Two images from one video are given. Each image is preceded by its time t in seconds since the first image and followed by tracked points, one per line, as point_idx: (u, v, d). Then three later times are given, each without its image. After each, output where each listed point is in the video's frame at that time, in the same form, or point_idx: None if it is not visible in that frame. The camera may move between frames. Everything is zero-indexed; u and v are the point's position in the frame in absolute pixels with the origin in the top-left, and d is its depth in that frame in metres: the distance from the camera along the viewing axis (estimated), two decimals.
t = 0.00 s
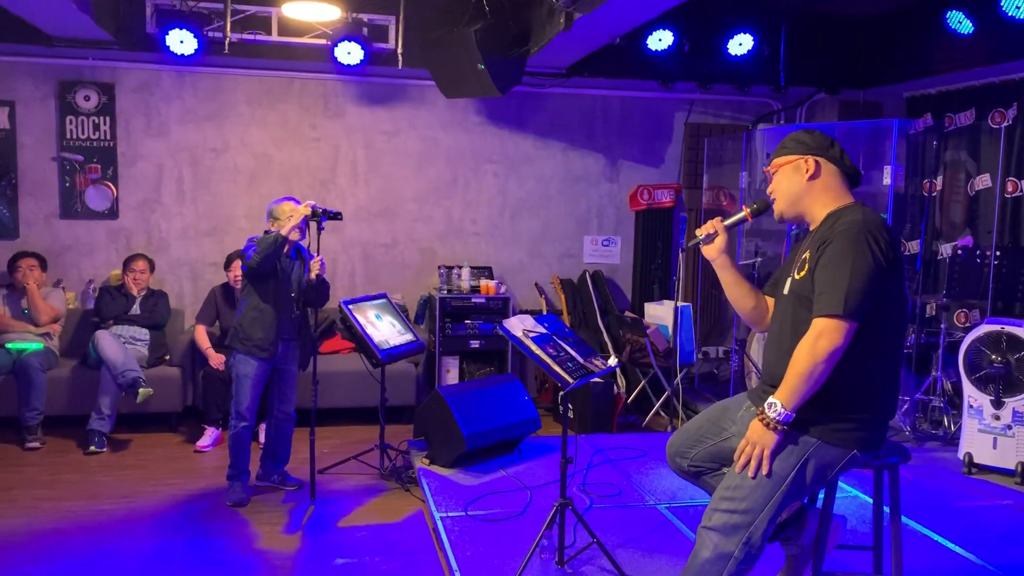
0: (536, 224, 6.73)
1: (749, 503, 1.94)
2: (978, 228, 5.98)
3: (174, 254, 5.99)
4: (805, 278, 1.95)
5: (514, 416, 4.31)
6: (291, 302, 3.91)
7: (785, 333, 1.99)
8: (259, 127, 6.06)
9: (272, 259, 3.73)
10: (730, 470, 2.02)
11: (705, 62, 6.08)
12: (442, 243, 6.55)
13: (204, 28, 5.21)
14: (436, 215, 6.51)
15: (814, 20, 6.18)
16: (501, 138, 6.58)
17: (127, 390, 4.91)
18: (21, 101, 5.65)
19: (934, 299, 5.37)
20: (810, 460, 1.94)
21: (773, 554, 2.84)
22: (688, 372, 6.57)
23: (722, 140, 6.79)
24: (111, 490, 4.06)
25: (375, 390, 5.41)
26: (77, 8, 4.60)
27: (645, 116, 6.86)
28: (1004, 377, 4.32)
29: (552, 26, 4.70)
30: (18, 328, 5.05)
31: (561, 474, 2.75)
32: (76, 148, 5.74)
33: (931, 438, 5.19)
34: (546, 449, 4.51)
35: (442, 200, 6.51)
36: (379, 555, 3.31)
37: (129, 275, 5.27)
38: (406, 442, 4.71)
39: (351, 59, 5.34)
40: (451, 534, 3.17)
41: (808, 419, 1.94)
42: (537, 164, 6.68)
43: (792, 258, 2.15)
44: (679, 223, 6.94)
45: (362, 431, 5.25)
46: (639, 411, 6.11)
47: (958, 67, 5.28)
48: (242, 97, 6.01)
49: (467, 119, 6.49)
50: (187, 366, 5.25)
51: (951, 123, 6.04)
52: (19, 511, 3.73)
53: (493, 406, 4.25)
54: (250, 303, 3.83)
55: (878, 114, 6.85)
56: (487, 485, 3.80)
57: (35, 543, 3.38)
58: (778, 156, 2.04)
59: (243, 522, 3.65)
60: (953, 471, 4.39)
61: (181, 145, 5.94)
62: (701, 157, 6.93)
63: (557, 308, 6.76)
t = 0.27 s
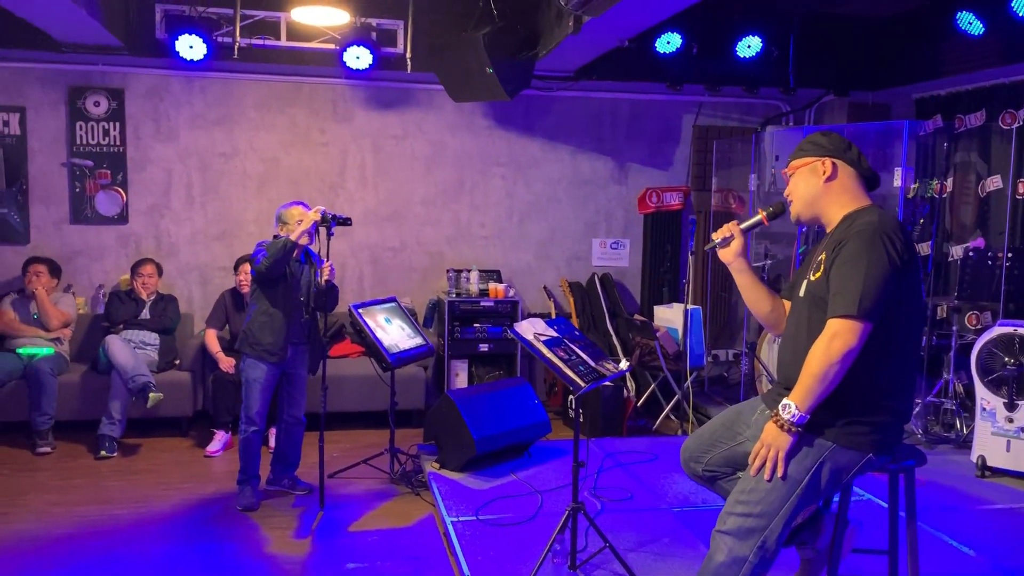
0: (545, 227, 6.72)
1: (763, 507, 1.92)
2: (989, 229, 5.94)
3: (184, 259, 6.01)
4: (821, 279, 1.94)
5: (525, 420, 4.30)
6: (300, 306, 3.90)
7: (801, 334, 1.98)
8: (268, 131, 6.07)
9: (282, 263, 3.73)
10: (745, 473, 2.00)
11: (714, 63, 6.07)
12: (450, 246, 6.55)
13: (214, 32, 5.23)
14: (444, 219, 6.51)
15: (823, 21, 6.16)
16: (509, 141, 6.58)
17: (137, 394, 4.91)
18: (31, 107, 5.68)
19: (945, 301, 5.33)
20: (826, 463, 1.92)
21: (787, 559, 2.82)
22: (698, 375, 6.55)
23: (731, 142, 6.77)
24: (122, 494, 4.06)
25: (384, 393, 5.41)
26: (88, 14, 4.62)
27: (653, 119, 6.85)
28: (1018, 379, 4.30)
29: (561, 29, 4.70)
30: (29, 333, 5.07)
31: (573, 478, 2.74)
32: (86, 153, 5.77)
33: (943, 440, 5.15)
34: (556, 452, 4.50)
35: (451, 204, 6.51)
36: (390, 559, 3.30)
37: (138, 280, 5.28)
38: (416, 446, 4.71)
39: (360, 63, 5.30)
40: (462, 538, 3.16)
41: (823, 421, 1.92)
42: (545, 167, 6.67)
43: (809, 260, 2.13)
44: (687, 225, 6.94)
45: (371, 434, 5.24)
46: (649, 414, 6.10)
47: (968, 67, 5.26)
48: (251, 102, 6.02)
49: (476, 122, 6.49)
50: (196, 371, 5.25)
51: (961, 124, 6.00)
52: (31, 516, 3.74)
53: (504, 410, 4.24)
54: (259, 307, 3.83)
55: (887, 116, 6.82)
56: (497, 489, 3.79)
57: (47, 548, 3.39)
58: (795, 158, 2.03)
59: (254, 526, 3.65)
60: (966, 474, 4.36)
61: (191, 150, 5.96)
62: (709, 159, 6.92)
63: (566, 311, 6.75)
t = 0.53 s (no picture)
0: (552, 229, 6.68)
1: (782, 507, 1.84)
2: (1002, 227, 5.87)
3: (190, 264, 5.99)
4: (841, 278, 1.89)
5: (535, 425, 4.25)
6: (308, 311, 3.87)
7: (821, 334, 1.93)
8: (274, 136, 6.05)
9: (289, 268, 3.70)
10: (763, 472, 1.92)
11: (723, 64, 6.03)
12: (458, 250, 6.51)
13: (219, 37, 5.21)
14: (451, 222, 6.47)
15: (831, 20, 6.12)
16: (516, 144, 6.54)
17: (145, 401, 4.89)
18: (38, 114, 5.68)
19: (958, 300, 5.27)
20: (848, 465, 1.84)
21: (804, 564, 2.75)
22: (708, 377, 6.49)
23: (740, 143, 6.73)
24: (130, 502, 4.03)
25: (393, 398, 5.37)
26: (93, 21, 4.61)
27: (661, 120, 6.81)
28: None
29: (569, 30, 4.66)
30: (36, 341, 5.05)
31: (588, 482, 2.69)
32: (92, 160, 5.75)
33: (958, 441, 5.09)
34: (568, 456, 4.46)
35: (458, 207, 6.48)
36: (400, 567, 3.26)
37: (144, 287, 5.27)
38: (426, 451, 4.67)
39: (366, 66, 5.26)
40: (474, 544, 3.12)
41: (844, 422, 1.85)
42: (552, 169, 6.64)
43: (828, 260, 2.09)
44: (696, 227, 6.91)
45: (380, 440, 5.21)
46: (660, 417, 6.05)
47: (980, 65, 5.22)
48: (257, 107, 6.00)
49: (482, 125, 6.46)
50: (205, 377, 5.23)
51: (971, 123, 5.93)
52: (39, 525, 3.71)
53: (514, 414, 4.20)
54: (267, 313, 3.80)
55: (896, 115, 6.76)
56: (508, 494, 3.75)
57: (54, 557, 3.36)
58: (813, 157, 1.99)
59: (263, 533, 3.61)
60: (982, 475, 4.30)
61: (197, 155, 5.94)
62: (717, 160, 6.87)
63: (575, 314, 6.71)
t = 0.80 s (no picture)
0: (555, 228, 6.65)
1: (804, 509, 1.82)
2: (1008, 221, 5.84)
3: (192, 267, 5.95)
4: (861, 276, 1.86)
5: (543, 425, 4.22)
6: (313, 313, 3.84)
7: (840, 331, 1.90)
8: (275, 137, 6.02)
9: (294, 270, 3.67)
10: (783, 475, 1.90)
11: (725, 61, 6.00)
12: (460, 250, 6.48)
13: (219, 38, 5.18)
14: (454, 222, 6.44)
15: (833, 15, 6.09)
16: (518, 143, 6.51)
17: (149, 405, 4.85)
18: (37, 117, 5.64)
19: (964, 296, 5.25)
20: (868, 464, 1.81)
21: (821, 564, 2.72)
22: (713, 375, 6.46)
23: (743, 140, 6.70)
24: (134, 507, 4.00)
25: (398, 399, 5.34)
26: (94, 22, 4.57)
27: (663, 118, 6.77)
28: None
29: (572, 27, 4.62)
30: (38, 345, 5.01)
31: (600, 484, 2.66)
32: (92, 162, 5.72)
33: (966, 437, 5.06)
34: (575, 457, 4.42)
35: (460, 207, 6.45)
36: (409, 570, 3.23)
37: (145, 290, 5.21)
38: (433, 453, 4.63)
39: (368, 66, 5.22)
40: (485, 547, 3.09)
41: (865, 421, 1.82)
42: (555, 168, 6.60)
43: (847, 257, 2.06)
44: (699, 224, 6.86)
45: (385, 441, 5.17)
46: (665, 416, 6.03)
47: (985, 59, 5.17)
48: (258, 107, 5.97)
49: (484, 124, 6.43)
50: (208, 380, 5.19)
51: (975, 117, 5.91)
52: (44, 531, 3.68)
53: (521, 415, 4.16)
54: (271, 314, 3.76)
55: (898, 110, 6.73)
56: (517, 495, 3.72)
57: (60, 564, 3.32)
58: (831, 152, 1.95)
59: (270, 538, 3.57)
60: (992, 471, 4.26)
61: (198, 157, 5.90)
62: (720, 157, 6.84)
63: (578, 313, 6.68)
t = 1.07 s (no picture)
0: (551, 226, 6.61)
1: (820, 510, 1.78)
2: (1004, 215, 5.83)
3: (185, 268, 5.89)
4: (876, 273, 1.82)
5: (543, 425, 4.18)
6: (310, 314, 3.79)
7: (853, 329, 1.87)
8: (268, 136, 5.96)
9: (291, 271, 3.62)
10: (798, 474, 1.86)
11: (721, 56, 5.97)
12: (456, 248, 6.43)
13: (210, 37, 5.09)
14: (449, 220, 6.39)
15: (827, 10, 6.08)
16: (513, 140, 6.47)
17: (143, 408, 4.79)
18: (25, 117, 5.56)
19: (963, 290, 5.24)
20: (885, 463, 1.77)
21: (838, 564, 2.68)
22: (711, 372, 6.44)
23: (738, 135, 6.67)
24: (131, 512, 3.94)
25: (395, 400, 5.30)
26: (84, 20, 4.50)
27: (658, 114, 6.74)
28: None
29: (568, 23, 4.58)
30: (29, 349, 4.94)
31: (607, 483, 2.63)
32: (82, 163, 5.64)
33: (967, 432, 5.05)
34: (576, 456, 4.39)
35: (455, 205, 6.40)
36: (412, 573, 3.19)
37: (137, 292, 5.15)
38: (432, 453, 4.58)
39: (362, 64, 5.18)
40: (489, 548, 3.05)
41: (881, 420, 1.78)
42: (550, 165, 6.57)
43: (858, 254, 2.03)
44: (695, 221, 6.86)
45: (383, 443, 5.13)
46: (664, 414, 6.01)
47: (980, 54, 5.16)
48: (250, 106, 5.91)
49: (479, 122, 6.38)
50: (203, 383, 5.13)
51: (969, 112, 5.87)
52: (39, 538, 3.62)
53: (521, 415, 4.12)
54: (268, 316, 3.71)
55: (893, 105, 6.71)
56: (519, 496, 3.68)
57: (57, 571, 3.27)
58: (842, 148, 1.92)
59: (270, 542, 3.53)
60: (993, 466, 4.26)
61: (189, 157, 5.84)
62: (715, 153, 6.82)
63: (575, 311, 6.64)
